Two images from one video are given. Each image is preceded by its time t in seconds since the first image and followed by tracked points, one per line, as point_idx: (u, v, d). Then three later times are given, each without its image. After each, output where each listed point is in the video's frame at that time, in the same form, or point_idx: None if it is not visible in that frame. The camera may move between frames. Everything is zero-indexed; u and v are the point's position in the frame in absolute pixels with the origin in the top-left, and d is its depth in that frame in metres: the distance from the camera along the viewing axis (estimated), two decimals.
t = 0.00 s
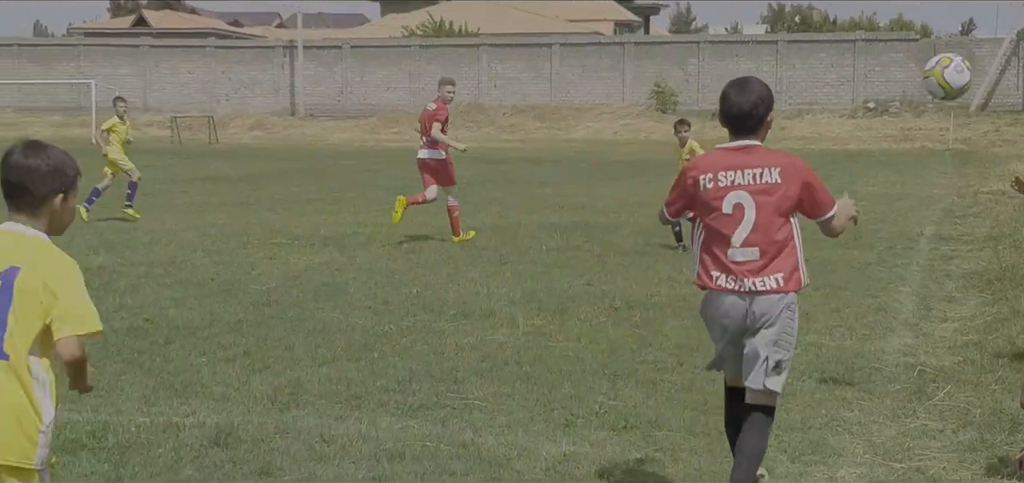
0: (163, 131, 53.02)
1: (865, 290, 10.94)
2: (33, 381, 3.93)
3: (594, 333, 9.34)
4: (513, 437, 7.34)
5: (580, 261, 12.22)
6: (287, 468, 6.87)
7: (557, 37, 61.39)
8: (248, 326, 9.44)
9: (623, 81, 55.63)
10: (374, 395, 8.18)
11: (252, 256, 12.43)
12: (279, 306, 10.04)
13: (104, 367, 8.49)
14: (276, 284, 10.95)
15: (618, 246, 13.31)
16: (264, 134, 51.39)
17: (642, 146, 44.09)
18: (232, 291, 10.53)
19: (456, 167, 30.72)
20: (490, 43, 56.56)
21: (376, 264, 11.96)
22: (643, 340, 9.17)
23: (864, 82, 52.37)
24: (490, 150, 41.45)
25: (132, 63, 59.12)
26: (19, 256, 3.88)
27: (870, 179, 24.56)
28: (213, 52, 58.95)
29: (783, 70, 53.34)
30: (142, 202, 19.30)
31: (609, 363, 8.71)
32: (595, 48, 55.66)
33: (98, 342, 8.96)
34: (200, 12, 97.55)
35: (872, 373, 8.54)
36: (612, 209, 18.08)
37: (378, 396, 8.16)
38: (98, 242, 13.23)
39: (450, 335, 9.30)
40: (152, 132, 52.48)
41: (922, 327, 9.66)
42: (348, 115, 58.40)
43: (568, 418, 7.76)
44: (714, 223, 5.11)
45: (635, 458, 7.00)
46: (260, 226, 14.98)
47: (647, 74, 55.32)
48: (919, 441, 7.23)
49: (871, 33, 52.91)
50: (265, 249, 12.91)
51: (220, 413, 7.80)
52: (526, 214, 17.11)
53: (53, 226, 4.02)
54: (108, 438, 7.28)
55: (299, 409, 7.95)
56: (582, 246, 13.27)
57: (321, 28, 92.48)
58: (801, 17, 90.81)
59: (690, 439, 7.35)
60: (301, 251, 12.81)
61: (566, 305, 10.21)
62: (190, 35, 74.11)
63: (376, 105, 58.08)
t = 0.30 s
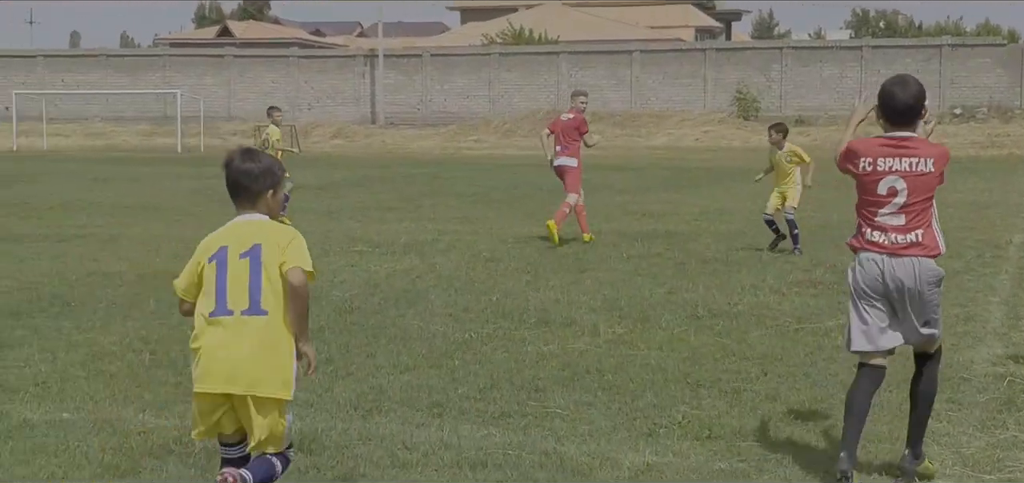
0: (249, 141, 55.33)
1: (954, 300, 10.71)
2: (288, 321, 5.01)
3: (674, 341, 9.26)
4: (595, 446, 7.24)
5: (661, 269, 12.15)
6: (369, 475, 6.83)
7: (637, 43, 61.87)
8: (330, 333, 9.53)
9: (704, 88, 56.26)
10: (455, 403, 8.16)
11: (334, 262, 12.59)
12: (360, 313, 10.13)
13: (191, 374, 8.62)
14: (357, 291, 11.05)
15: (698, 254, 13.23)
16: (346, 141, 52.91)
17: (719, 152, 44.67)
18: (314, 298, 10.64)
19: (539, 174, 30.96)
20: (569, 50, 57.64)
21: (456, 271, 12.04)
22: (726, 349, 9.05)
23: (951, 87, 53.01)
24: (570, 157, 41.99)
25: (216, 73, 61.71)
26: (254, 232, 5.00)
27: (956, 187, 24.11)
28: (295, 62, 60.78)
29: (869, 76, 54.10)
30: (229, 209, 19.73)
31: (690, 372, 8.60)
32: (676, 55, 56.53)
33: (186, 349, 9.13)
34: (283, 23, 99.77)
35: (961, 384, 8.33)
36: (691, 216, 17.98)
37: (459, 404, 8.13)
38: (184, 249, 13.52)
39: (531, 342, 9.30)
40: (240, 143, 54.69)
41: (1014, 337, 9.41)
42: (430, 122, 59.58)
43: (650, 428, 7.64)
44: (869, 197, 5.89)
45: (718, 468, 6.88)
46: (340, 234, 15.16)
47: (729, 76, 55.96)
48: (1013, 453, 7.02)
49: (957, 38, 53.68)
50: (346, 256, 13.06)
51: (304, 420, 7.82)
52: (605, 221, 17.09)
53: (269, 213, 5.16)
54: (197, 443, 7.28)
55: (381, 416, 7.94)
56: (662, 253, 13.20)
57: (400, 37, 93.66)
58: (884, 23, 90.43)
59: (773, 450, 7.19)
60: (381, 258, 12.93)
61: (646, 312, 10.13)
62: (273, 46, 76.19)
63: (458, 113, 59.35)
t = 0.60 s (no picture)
0: (341, 153, 57.59)
1: None
2: (467, 301, 5.56)
3: (766, 353, 9.12)
4: (685, 455, 6.97)
5: (752, 279, 12.00)
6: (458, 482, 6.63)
7: (726, 50, 61.65)
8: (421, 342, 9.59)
9: (795, 96, 55.89)
10: (544, 412, 8.02)
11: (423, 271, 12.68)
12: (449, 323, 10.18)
13: (283, 381, 8.67)
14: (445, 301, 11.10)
15: (790, 263, 13.07)
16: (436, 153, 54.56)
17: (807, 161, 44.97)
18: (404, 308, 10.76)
19: (631, 183, 30.96)
20: (658, 58, 57.73)
21: (544, 281, 12.04)
22: (818, 362, 8.87)
23: None
24: (659, 167, 42.16)
25: (308, 84, 62.98)
26: (461, 220, 5.62)
27: None
28: (385, 72, 61.86)
29: (963, 83, 53.13)
30: (325, 217, 20.07)
31: (782, 385, 8.41)
32: (767, 61, 56.05)
33: (278, 357, 9.25)
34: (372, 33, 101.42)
35: None
36: (783, 225, 17.79)
37: (548, 413, 7.99)
38: (276, 258, 13.76)
39: (620, 353, 9.25)
40: (334, 156, 56.66)
41: None
42: (518, 131, 60.40)
43: (743, 439, 7.37)
44: None
45: (813, 478, 6.58)
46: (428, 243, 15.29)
47: (821, 83, 55.52)
48: None
49: None
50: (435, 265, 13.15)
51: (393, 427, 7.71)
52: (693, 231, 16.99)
53: (482, 206, 5.76)
54: (288, 450, 7.18)
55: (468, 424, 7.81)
56: (753, 263, 13.05)
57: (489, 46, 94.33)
58: (981, 28, 88.83)
59: (870, 461, 6.87)
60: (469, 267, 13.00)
61: (735, 324, 10.02)
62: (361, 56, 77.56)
63: (547, 122, 60.04)
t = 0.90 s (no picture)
0: (366, 158, 58.35)
1: None
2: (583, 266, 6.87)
3: (793, 361, 9.11)
4: (711, 464, 6.94)
5: (776, 286, 11.99)
6: None
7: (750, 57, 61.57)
8: (445, 348, 9.63)
9: (821, 104, 55.72)
10: (569, 419, 8.00)
11: (448, 278, 12.71)
12: (473, 330, 10.21)
13: (308, 388, 8.69)
14: (470, 308, 11.11)
15: (816, 270, 13.05)
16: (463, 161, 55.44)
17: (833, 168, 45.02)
18: (429, 314, 10.80)
19: (659, 190, 30.90)
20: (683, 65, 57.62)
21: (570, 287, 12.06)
22: (845, 369, 8.84)
23: None
24: (684, 174, 42.19)
25: (333, 90, 63.10)
26: (567, 201, 6.94)
27: None
28: (409, 79, 61.99)
29: (989, 90, 52.89)
30: (353, 224, 20.15)
31: (809, 393, 8.39)
32: (792, 69, 55.86)
33: (304, 362, 9.27)
34: (396, 40, 101.61)
35: None
36: (808, 232, 17.75)
37: (575, 421, 7.96)
38: (302, 264, 13.82)
39: (646, 360, 9.25)
40: (360, 162, 57.47)
41: None
42: (542, 138, 60.48)
43: (769, 447, 7.34)
44: None
45: None
46: (453, 249, 15.34)
47: (847, 90, 55.32)
48: None
49: None
50: (460, 271, 13.17)
51: (420, 433, 7.69)
52: (718, 237, 16.98)
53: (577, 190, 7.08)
54: (313, 455, 7.19)
55: (495, 431, 7.78)
56: (778, 270, 13.02)
57: (513, 53, 94.30)
58: (1009, 34, 88.39)
59: (898, 469, 6.83)
60: (494, 273, 13.02)
61: (759, 332, 10.01)
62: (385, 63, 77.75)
63: (571, 129, 60.10)
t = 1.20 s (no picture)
0: (365, 164, 58.31)
1: None
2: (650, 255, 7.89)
3: (792, 366, 9.14)
4: (711, 470, 6.95)
5: (776, 293, 12.02)
6: None
7: (750, 63, 61.69)
8: (445, 354, 9.63)
9: (820, 110, 55.85)
10: (570, 426, 8.00)
11: (448, 283, 12.72)
12: (472, 335, 10.23)
13: (307, 393, 8.69)
14: (470, 313, 11.11)
15: (815, 277, 13.08)
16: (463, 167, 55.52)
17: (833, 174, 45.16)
18: (428, 319, 10.82)
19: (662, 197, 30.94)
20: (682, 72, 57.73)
21: (570, 294, 12.08)
22: (844, 376, 8.86)
23: None
24: (685, 180, 42.24)
25: (332, 96, 63.01)
26: (641, 198, 7.89)
27: None
28: (409, 85, 61.96)
29: (989, 96, 53.02)
30: (356, 229, 20.14)
31: (808, 398, 8.41)
32: (792, 75, 55.99)
33: (302, 368, 9.28)
34: (396, 45, 101.61)
35: None
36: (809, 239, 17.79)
37: (575, 427, 7.96)
38: (302, 269, 13.82)
39: (646, 366, 9.26)
40: (359, 167, 57.45)
41: None
42: (541, 144, 60.57)
43: (768, 453, 7.36)
44: None
45: None
46: (455, 254, 15.36)
47: (845, 97, 55.49)
48: None
49: None
50: (460, 277, 13.18)
51: (420, 439, 7.70)
52: (719, 243, 17.01)
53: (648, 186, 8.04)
54: (312, 461, 7.19)
55: (495, 437, 7.78)
56: (778, 277, 13.05)
57: (512, 59, 94.35)
58: (1008, 41, 88.58)
59: (897, 475, 6.85)
60: (494, 279, 13.02)
61: (759, 338, 10.03)
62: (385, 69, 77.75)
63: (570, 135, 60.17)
